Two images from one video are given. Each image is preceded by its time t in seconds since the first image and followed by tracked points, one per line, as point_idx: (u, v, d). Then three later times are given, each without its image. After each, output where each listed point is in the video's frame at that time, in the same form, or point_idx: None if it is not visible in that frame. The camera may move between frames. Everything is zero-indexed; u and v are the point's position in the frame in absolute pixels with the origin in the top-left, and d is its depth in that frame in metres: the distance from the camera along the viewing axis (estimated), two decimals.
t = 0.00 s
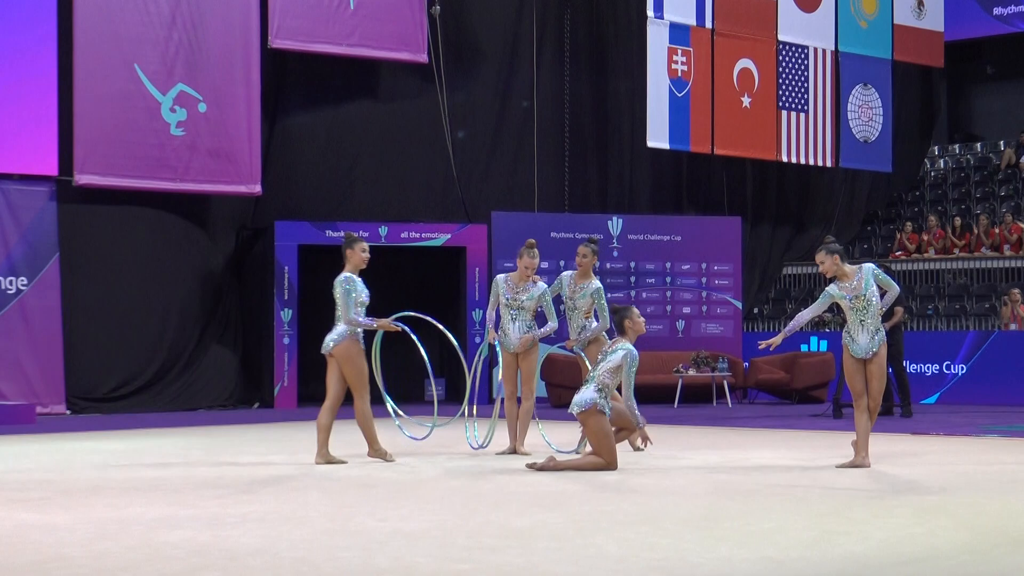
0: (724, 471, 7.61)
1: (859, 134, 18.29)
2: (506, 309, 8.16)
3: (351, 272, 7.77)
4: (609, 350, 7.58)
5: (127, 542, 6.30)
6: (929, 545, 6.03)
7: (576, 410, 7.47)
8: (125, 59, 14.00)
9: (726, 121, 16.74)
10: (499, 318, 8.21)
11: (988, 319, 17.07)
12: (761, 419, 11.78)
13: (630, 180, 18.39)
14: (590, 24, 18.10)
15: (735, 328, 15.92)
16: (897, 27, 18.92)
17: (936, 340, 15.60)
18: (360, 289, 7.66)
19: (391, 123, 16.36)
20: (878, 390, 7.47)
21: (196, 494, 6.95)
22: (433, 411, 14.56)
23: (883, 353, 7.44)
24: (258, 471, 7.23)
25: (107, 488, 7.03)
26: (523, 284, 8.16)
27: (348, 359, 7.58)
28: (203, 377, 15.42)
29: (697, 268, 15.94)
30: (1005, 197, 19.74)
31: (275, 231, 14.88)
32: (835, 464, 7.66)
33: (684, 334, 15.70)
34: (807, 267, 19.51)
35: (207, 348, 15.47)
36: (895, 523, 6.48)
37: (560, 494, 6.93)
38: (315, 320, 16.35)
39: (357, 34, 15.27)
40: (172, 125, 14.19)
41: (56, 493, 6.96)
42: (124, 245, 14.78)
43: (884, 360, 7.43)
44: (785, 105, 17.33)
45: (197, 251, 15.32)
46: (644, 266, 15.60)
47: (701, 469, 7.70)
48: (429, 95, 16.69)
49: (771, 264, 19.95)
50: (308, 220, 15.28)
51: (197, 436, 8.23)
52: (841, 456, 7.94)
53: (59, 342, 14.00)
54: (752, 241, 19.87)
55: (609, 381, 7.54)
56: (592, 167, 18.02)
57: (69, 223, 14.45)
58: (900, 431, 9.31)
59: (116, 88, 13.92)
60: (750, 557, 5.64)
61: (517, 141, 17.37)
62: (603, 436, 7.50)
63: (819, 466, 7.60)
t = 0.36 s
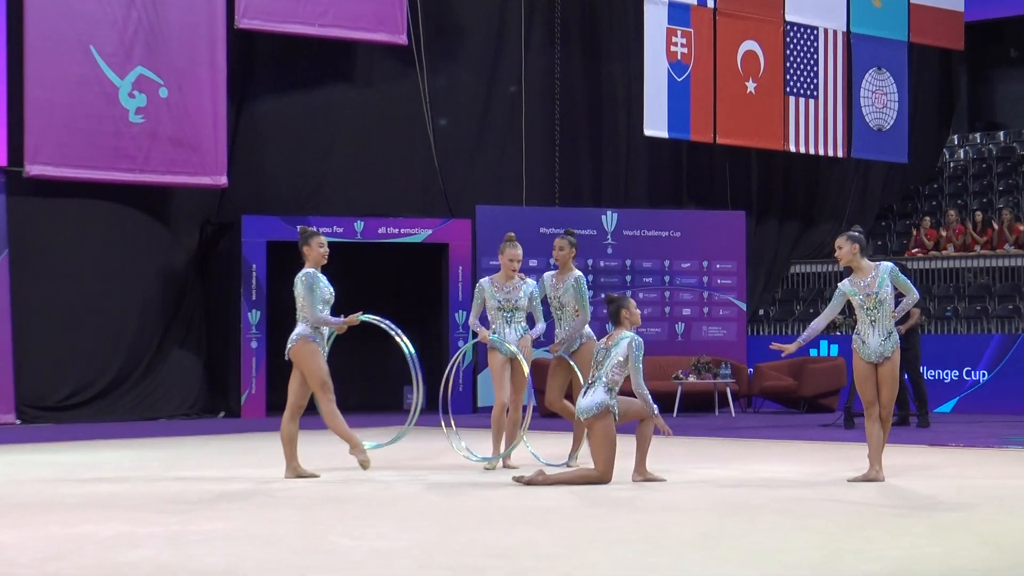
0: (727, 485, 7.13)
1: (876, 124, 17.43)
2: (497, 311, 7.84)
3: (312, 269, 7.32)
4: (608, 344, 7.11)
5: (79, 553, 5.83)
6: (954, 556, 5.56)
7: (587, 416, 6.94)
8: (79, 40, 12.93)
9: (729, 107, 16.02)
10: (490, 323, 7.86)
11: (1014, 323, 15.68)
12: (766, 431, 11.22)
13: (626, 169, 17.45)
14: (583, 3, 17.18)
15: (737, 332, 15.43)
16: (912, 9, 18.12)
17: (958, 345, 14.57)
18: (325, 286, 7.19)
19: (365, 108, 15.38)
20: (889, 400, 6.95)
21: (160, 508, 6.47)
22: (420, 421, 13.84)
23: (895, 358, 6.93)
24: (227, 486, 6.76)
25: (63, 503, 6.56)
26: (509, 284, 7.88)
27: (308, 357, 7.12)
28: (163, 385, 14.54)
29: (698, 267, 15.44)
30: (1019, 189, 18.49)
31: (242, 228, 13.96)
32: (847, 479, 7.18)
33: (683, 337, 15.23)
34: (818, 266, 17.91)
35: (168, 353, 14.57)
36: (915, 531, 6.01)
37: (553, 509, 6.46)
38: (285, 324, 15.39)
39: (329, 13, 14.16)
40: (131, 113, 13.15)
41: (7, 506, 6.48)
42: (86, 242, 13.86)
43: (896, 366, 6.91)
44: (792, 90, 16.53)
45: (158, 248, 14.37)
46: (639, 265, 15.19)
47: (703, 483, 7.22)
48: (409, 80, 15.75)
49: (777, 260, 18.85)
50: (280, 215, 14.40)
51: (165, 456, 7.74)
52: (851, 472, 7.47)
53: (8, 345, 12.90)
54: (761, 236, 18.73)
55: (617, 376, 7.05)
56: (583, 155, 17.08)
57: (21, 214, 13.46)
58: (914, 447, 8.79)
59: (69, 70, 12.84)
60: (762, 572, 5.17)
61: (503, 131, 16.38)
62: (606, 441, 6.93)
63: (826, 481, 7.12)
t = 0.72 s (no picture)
0: (732, 501, 6.67)
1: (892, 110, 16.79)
2: (479, 314, 7.41)
3: (294, 269, 6.86)
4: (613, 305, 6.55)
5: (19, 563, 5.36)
6: (980, 563, 5.08)
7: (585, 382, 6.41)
8: (30, 21, 12.45)
9: (729, 92, 15.52)
10: (470, 325, 7.43)
11: None
12: (773, 442, 10.69)
13: (622, 161, 16.92)
14: None
15: (742, 335, 14.92)
16: None
17: (976, 348, 13.70)
18: (300, 291, 6.75)
19: (338, 96, 14.92)
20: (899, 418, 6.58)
21: (121, 527, 6.03)
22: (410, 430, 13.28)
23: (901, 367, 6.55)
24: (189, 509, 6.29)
25: (13, 523, 6.10)
26: (493, 283, 7.45)
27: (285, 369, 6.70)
28: (122, 391, 13.97)
29: (699, 266, 14.95)
30: None
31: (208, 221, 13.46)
32: (864, 494, 6.79)
33: (682, 342, 14.74)
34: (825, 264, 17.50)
35: (125, 360, 14.04)
36: (936, 542, 5.54)
37: (546, 526, 6.00)
38: (264, 323, 14.88)
39: None
40: (85, 101, 12.65)
41: None
42: (40, 238, 13.42)
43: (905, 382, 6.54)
44: (801, 75, 16.05)
45: (113, 245, 13.89)
46: (637, 263, 14.72)
47: (708, 499, 6.75)
48: (389, 65, 15.31)
49: (784, 258, 18.31)
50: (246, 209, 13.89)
51: (131, 488, 7.26)
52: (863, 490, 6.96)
53: None
54: (766, 230, 18.24)
55: (621, 342, 6.49)
56: (576, 143, 16.59)
57: None
58: (932, 463, 8.25)
59: (20, 54, 12.36)
60: None
61: (488, 117, 15.92)
62: (599, 412, 6.40)
63: (836, 499, 6.62)
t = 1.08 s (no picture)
0: (718, 502, 6.64)
1: (879, 109, 16.74)
2: (468, 311, 7.37)
3: (309, 262, 6.82)
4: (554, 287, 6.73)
5: None
6: (964, 563, 5.06)
7: (551, 368, 6.61)
8: (10, 16, 12.36)
9: (716, 88, 15.48)
10: (456, 321, 7.37)
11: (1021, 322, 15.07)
12: (759, 443, 10.66)
13: (607, 161, 16.89)
14: None
15: (728, 334, 14.89)
16: None
17: (965, 349, 13.69)
18: (305, 286, 6.74)
19: (322, 92, 14.84)
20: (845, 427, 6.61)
21: (104, 528, 5.99)
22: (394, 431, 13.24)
23: (849, 372, 6.63)
24: (172, 511, 6.26)
25: None
26: (486, 280, 7.41)
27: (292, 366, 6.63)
28: (104, 392, 13.93)
29: (686, 265, 14.91)
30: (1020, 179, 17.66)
31: (191, 219, 13.40)
32: (850, 493, 6.83)
33: (669, 341, 14.72)
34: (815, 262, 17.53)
35: (108, 358, 14.02)
36: (922, 542, 5.53)
37: (530, 526, 5.98)
38: (248, 323, 14.81)
39: None
40: (68, 98, 12.58)
41: None
42: (22, 235, 13.38)
43: (846, 393, 6.57)
44: (789, 72, 16.00)
45: (95, 244, 13.85)
46: (622, 262, 14.68)
47: (693, 500, 6.73)
48: (373, 61, 15.25)
49: (773, 258, 18.24)
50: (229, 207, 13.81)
51: (115, 488, 7.22)
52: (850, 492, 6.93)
53: None
54: (753, 229, 18.20)
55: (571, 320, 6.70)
56: (561, 142, 16.54)
57: None
58: (918, 465, 8.23)
59: None
60: None
61: (472, 114, 15.86)
62: (569, 396, 6.61)
63: (823, 501, 6.60)
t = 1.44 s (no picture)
0: (716, 499, 6.64)
1: (878, 107, 16.75)
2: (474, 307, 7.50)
3: (338, 258, 6.73)
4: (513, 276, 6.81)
5: None
6: (961, 560, 5.06)
7: (516, 360, 6.64)
8: (9, 13, 12.35)
9: (716, 86, 15.48)
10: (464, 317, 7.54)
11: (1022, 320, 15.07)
12: (760, 440, 10.67)
13: (608, 158, 16.89)
14: None
15: (728, 332, 14.90)
16: None
17: (965, 347, 13.67)
18: (331, 281, 6.66)
19: (320, 89, 14.83)
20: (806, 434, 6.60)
21: (102, 525, 5.99)
22: (391, 429, 13.22)
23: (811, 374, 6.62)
24: (170, 509, 6.26)
25: None
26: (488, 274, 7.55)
27: (315, 361, 6.61)
28: (105, 390, 13.93)
29: (685, 262, 14.91)
30: (1020, 177, 17.64)
31: (190, 218, 13.40)
32: (848, 493, 6.85)
33: (669, 339, 14.71)
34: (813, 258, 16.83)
35: (107, 355, 14.02)
36: (920, 539, 5.53)
37: (528, 524, 5.97)
38: (247, 321, 14.80)
39: None
40: (67, 96, 12.57)
41: None
42: (20, 232, 13.36)
43: (811, 395, 6.56)
44: (788, 69, 16.00)
45: (95, 241, 13.84)
46: (622, 260, 14.69)
47: (691, 498, 6.73)
48: (373, 59, 15.25)
49: (773, 256, 18.25)
50: (227, 205, 13.81)
51: (114, 485, 7.22)
52: (849, 489, 6.94)
53: None
54: (753, 228, 18.21)
55: (533, 311, 6.75)
56: (561, 140, 16.54)
57: None
58: (918, 463, 8.24)
59: None
60: None
61: (472, 111, 15.86)
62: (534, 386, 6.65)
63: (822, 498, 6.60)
